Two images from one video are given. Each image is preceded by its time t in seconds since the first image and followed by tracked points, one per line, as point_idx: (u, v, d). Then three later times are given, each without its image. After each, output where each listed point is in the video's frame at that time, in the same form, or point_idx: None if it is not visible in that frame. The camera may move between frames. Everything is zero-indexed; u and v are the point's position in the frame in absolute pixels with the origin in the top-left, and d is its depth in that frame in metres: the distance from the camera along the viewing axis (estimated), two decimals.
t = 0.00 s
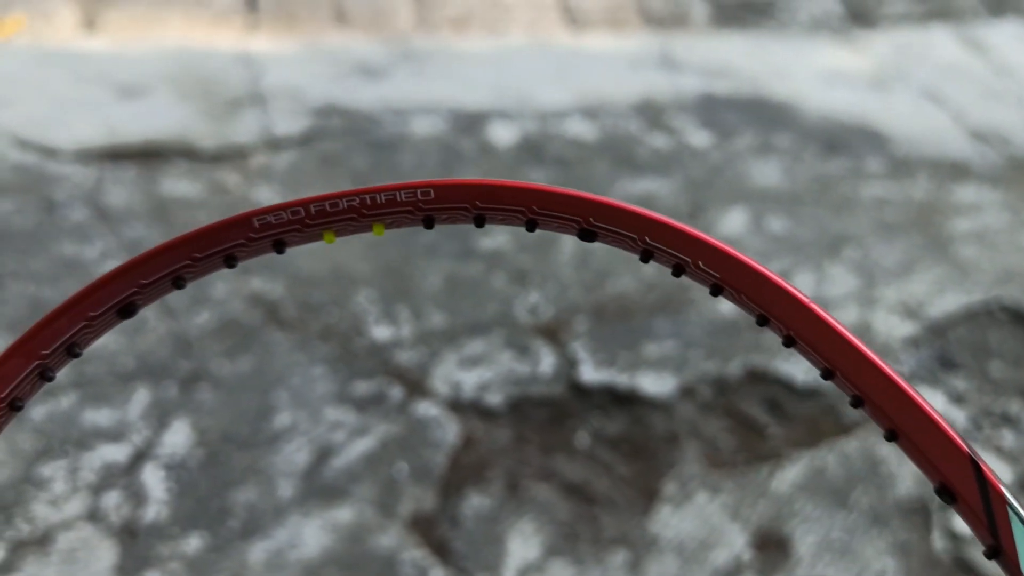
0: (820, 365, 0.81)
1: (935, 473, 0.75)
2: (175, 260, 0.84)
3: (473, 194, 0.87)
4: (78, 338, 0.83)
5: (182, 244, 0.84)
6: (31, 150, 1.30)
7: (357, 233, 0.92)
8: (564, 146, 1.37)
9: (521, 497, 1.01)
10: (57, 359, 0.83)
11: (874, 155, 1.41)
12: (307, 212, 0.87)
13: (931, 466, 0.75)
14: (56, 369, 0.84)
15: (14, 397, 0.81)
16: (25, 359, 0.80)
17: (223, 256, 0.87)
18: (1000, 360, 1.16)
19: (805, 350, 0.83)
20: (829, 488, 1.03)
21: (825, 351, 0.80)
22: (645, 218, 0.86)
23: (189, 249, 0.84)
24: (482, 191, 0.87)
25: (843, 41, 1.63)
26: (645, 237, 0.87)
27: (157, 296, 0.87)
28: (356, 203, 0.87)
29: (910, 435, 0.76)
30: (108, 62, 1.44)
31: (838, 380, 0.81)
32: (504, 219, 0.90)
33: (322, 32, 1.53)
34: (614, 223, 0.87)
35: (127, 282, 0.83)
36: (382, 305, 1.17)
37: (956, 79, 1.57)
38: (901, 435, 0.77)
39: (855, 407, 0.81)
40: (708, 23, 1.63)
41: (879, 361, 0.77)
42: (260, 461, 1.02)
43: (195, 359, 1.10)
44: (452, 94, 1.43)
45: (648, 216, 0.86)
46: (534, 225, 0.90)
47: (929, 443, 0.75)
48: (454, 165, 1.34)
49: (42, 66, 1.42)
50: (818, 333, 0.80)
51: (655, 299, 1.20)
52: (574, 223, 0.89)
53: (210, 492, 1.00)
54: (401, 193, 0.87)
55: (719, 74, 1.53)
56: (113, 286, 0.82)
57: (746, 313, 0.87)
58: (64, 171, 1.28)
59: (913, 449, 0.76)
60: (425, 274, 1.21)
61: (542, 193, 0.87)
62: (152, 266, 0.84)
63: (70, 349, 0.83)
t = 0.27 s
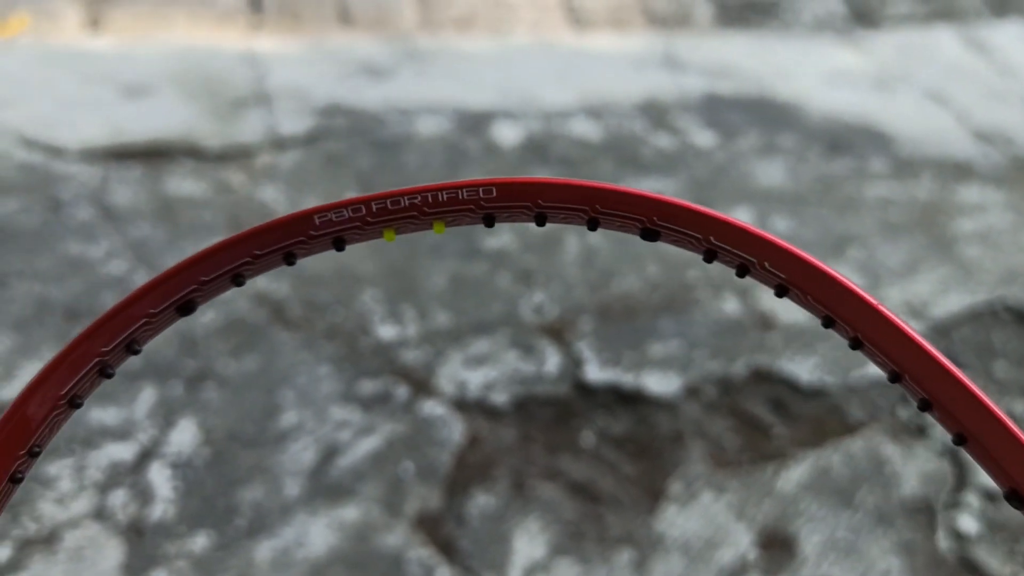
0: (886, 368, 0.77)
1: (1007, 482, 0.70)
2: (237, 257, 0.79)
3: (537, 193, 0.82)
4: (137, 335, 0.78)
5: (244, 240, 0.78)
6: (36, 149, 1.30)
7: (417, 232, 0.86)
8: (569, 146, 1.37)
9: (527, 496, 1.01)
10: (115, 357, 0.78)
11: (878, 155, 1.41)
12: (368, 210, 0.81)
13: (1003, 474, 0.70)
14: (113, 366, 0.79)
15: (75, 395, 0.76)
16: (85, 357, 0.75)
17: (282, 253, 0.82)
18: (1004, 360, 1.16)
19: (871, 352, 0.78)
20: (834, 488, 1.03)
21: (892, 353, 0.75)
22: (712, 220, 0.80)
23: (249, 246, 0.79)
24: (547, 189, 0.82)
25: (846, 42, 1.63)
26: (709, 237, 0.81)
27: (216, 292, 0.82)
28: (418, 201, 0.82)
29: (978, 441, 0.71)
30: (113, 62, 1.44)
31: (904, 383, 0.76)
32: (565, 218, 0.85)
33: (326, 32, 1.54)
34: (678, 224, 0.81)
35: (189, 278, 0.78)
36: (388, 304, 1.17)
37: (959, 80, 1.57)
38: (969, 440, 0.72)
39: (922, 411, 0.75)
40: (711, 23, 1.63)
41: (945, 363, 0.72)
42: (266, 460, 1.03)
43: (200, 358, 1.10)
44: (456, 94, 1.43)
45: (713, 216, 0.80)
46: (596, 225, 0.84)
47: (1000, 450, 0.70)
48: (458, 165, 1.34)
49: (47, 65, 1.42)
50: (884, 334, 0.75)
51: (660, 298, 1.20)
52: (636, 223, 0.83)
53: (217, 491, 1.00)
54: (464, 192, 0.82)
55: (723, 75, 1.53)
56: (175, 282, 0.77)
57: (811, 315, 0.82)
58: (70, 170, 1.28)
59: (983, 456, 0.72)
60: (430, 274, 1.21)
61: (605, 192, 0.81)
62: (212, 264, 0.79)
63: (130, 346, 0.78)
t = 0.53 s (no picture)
0: (923, 372, 0.76)
1: None
2: (271, 254, 0.79)
3: (573, 193, 0.81)
4: (169, 333, 0.77)
5: (277, 238, 0.78)
6: (42, 147, 1.30)
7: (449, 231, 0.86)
8: (573, 147, 1.38)
9: (531, 495, 1.02)
10: (146, 355, 0.77)
11: (882, 156, 1.41)
12: (402, 209, 0.81)
13: None
14: (145, 364, 0.78)
15: (106, 393, 0.75)
16: (116, 354, 0.74)
17: (315, 252, 0.81)
18: (1008, 362, 1.16)
19: (907, 356, 0.78)
20: (839, 489, 1.03)
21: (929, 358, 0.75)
22: (750, 222, 0.79)
23: (282, 244, 0.79)
24: (583, 190, 0.81)
25: (851, 44, 1.63)
26: (746, 239, 0.80)
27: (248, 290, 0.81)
28: (452, 200, 0.81)
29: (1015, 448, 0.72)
30: (118, 61, 1.44)
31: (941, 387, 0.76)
32: (599, 219, 0.84)
33: (331, 31, 1.54)
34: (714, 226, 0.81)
35: (221, 275, 0.77)
36: (392, 303, 1.17)
37: (964, 82, 1.57)
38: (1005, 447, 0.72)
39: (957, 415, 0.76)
40: (716, 24, 1.63)
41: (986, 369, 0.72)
42: (270, 459, 1.03)
43: (205, 356, 1.10)
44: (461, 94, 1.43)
45: (750, 218, 0.79)
46: (630, 226, 0.83)
47: None
48: (463, 165, 1.34)
49: (52, 63, 1.42)
50: (919, 337, 0.75)
51: (664, 299, 1.20)
52: (672, 224, 0.82)
53: (222, 489, 1.00)
54: (498, 192, 0.81)
55: (728, 76, 1.53)
56: (207, 279, 0.77)
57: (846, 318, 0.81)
58: (75, 168, 1.28)
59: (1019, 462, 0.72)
60: (435, 273, 1.21)
61: (641, 193, 0.80)
62: (245, 261, 0.78)
63: (162, 344, 0.77)
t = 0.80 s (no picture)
0: (957, 377, 0.77)
1: None
2: (306, 257, 0.80)
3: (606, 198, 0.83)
4: (203, 335, 0.79)
5: (311, 242, 0.79)
6: (47, 146, 1.30)
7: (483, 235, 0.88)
8: (578, 148, 1.38)
9: (536, 496, 1.02)
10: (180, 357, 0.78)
11: (886, 158, 1.41)
12: (438, 213, 0.83)
13: None
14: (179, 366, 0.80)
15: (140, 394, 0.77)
16: (151, 357, 0.76)
17: (348, 256, 0.83)
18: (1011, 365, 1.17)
19: (940, 362, 0.78)
20: (843, 491, 1.03)
21: (962, 364, 0.76)
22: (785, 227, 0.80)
23: (315, 248, 0.80)
24: (614, 195, 0.83)
25: (854, 46, 1.63)
26: (779, 244, 0.81)
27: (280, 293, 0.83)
28: (486, 204, 0.83)
29: None
30: (124, 60, 1.44)
31: (974, 392, 0.76)
32: (631, 223, 0.85)
33: (336, 31, 1.54)
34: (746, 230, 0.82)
35: (254, 279, 0.79)
36: (397, 303, 1.17)
37: (967, 84, 1.58)
38: None
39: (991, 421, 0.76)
40: (720, 26, 1.63)
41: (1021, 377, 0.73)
42: (276, 458, 1.03)
43: (210, 355, 1.10)
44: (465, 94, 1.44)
45: (781, 223, 0.80)
46: (663, 230, 0.85)
47: None
48: (468, 165, 1.34)
49: (57, 62, 1.42)
50: (953, 344, 0.76)
51: (668, 300, 1.20)
52: (704, 229, 0.83)
53: (227, 488, 1.00)
54: (533, 196, 0.83)
55: (732, 77, 1.53)
56: (240, 283, 0.78)
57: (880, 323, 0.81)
58: (80, 167, 1.28)
59: None
60: (440, 273, 1.21)
61: (673, 198, 0.82)
62: (278, 265, 0.80)
63: (196, 346, 0.79)
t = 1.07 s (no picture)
0: (999, 381, 0.78)
1: None
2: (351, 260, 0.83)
3: (651, 203, 0.85)
4: (251, 335, 0.82)
5: (357, 245, 0.82)
6: (55, 144, 1.31)
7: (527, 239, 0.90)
8: (584, 148, 1.38)
9: (542, 496, 1.02)
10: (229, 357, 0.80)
11: (892, 161, 1.41)
12: (483, 216, 0.85)
13: None
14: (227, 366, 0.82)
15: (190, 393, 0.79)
16: (202, 356, 0.78)
17: (393, 258, 0.85)
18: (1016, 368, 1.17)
19: (982, 368, 0.79)
20: (848, 493, 1.03)
21: (1005, 368, 0.76)
22: (824, 230, 0.82)
23: (361, 250, 0.83)
24: (659, 199, 0.85)
25: (860, 49, 1.64)
26: (819, 248, 0.83)
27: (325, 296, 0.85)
28: (531, 207, 0.85)
29: None
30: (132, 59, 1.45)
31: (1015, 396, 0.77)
32: (675, 228, 0.87)
33: (343, 31, 1.54)
34: (788, 235, 0.84)
35: (302, 281, 0.81)
36: (404, 304, 1.18)
37: (972, 88, 1.58)
38: None
39: None
40: (726, 28, 1.63)
41: None
42: (283, 457, 1.03)
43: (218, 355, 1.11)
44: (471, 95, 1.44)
45: (824, 227, 0.82)
46: (704, 235, 0.87)
47: None
48: (474, 165, 1.34)
49: (65, 60, 1.43)
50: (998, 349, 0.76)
51: (674, 302, 1.20)
52: (746, 233, 0.85)
53: (235, 487, 1.01)
54: (576, 201, 0.85)
55: (738, 80, 1.53)
56: (287, 284, 0.81)
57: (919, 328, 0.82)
58: (88, 165, 1.29)
59: None
60: (446, 274, 1.21)
61: (716, 201, 0.84)
62: (326, 266, 0.82)
63: (244, 346, 0.81)
